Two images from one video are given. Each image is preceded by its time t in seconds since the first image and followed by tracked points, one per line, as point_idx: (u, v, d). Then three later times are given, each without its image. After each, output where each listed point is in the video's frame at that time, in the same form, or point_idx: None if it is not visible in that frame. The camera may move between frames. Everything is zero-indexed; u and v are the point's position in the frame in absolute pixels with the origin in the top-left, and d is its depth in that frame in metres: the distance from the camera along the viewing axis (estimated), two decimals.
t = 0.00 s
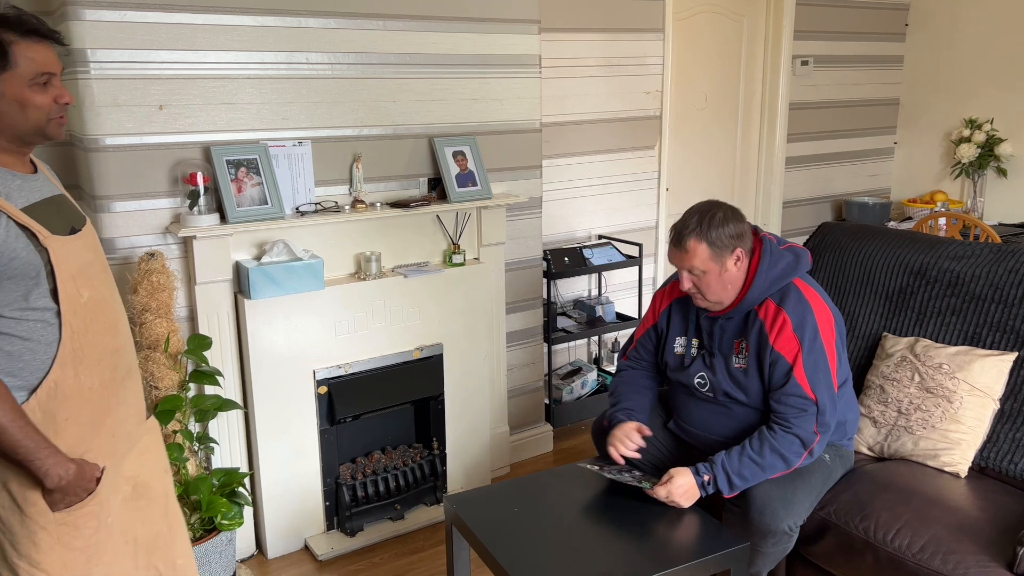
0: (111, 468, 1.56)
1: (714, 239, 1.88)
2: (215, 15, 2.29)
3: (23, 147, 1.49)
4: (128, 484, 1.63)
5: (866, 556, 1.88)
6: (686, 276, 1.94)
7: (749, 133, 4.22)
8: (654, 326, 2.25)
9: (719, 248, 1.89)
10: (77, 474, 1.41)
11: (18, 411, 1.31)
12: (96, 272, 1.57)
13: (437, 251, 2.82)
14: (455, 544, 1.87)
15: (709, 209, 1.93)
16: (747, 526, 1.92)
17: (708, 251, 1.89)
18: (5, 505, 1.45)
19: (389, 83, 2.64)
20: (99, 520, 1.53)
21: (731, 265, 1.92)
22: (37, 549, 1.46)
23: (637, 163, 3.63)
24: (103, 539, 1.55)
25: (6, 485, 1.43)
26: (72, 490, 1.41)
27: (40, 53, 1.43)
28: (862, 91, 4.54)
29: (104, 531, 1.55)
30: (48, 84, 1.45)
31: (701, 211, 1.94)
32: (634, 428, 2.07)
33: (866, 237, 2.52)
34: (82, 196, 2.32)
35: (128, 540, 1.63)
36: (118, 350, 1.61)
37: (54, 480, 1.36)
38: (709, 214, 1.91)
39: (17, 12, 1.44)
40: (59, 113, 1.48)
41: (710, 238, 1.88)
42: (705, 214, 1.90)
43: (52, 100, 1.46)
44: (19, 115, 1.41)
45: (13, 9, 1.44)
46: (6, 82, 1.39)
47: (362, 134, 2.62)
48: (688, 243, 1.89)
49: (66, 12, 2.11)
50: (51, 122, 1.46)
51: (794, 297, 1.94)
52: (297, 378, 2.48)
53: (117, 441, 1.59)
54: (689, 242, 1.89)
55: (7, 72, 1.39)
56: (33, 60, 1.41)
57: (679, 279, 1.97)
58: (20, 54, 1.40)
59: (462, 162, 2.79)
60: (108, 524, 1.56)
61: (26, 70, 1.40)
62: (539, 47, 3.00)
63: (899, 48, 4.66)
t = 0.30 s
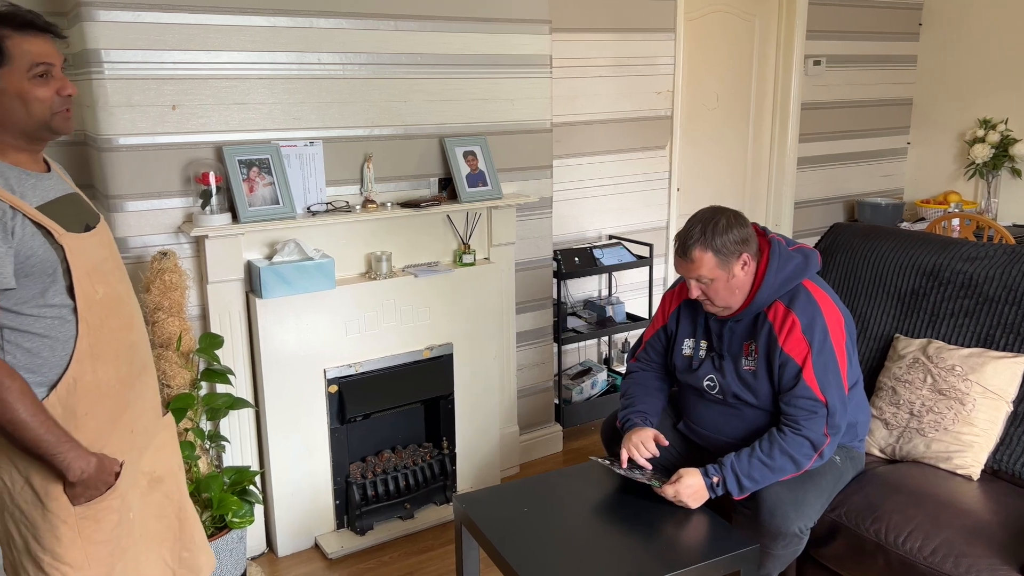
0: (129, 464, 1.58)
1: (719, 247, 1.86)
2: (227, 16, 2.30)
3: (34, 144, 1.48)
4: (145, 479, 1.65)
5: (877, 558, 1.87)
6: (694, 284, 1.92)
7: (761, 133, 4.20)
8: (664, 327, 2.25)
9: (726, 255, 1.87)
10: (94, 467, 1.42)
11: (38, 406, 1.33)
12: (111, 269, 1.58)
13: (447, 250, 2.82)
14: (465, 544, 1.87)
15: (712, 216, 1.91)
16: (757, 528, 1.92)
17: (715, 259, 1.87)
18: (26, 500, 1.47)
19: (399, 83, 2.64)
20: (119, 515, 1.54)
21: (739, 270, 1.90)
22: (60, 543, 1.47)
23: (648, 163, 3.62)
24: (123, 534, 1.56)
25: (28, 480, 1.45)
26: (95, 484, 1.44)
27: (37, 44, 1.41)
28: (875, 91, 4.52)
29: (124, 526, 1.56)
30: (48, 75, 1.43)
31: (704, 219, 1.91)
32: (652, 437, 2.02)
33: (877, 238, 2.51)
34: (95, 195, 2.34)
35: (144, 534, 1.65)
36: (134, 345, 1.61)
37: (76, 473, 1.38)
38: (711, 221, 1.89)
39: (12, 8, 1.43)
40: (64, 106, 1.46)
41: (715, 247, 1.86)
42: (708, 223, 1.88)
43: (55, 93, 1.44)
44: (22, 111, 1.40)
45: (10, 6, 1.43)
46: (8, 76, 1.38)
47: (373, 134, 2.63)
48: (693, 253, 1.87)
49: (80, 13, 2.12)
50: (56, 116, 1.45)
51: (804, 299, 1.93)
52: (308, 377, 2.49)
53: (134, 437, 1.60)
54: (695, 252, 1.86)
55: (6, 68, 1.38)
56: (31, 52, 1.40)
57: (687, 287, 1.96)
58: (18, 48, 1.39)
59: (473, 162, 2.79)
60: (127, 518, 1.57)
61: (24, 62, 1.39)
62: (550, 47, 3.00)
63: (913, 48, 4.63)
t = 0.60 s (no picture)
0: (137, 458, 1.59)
1: (728, 249, 1.86)
2: (239, 16, 2.31)
3: (47, 142, 1.49)
4: (153, 476, 1.66)
5: (887, 560, 1.86)
6: (703, 286, 1.91)
7: (771, 133, 4.18)
8: (672, 328, 2.24)
9: (734, 257, 1.87)
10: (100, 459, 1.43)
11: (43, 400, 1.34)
12: (122, 266, 1.59)
13: (456, 250, 2.82)
14: (473, 544, 1.87)
15: (721, 218, 1.90)
16: (766, 529, 1.91)
17: (723, 262, 1.86)
18: (34, 494, 1.48)
19: (409, 83, 2.65)
20: (126, 510, 1.56)
21: (748, 272, 1.90)
22: (66, 538, 1.48)
23: (657, 163, 3.61)
24: (129, 529, 1.57)
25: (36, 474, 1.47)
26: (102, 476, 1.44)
27: (49, 45, 1.42)
28: (887, 91, 4.49)
29: (130, 521, 1.58)
30: (60, 76, 1.44)
31: (713, 220, 1.91)
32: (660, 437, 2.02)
33: (888, 238, 2.49)
34: (107, 194, 2.36)
35: (150, 530, 1.67)
36: (144, 342, 1.62)
37: (83, 464, 1.39)
38: (719, 223, 1.88)
39: (25, 8, 1.44)
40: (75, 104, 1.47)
41: (724, 249, 1.85)
42: (717, 225, 1.87)
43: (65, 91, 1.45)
44: (33, 109, 1.41)
45: (21, 6, 1.44)
46: (18, 76, 1.39)
47: (383, 134, 2.64)
48: (702, 255, 1.86)
49: (92, 13, 2.14)
50: (67, 114, 1.45)
51: (813, 300, 1.92)
52: (317, 376, 2.50)
53: (143, 433, 1.61)
54: (704, 254, 1.86)
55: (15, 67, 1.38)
56: (42, 52, 1.41)
57: (696, 289, 1.95)
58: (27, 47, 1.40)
59: (482, 162, 2.79)
60: (134, 514, 1.58)
61: (35, 62, 1.40)
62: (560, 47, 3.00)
63: (925, 47, 4.60)
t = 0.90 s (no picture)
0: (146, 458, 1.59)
1: (739, 249, 1.85)
2: (248, 16, 2.32)
3: (63, 141, 1.50)
4: (159, 473, 1.66)
5: (896, 562, 1.86)
6: (713, 287, 1.91)
7: (780, 133, 4.17)
8: (680, 329, 2.24)
9: (745, 258, 1.86)
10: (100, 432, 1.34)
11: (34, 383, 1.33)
12: (133, 264, 1.58)
13: (464, 250, 2.83)
14: (480, 543, 1.87)
15: (732, 218, 1.90)
16: (774, 530, 1.90)
17: (734, 262, 1.86)
18: (43, 490, 1.49)
19: (418, 83, 2.65)
20: (135, 510, 1.56)
21: (758, 273, 1.89)
22: (75, 535, 1.49)
23: (665, 163, 3.61)
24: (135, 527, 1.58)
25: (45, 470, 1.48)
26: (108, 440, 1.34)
27: (60, 44, 1.43)
28: (896, 91, 4.47)
29: (138, 520, 1.58)
30: (71, 73, 1.44)
31: (723, 220, 1.90)
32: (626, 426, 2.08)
33: (898, 239, 2.48)
34: (117, 193, 2.37)
35: (153, 529, 1.67)
36: (155, 342, 1.61)
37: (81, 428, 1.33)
38: (730, 224, 1.88)
39: (38, 8, 1.45)
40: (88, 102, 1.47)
41: (735, 249, 1.85)
42: (728, 225, 1.87)
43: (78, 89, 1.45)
44: (46, 108, 1.42)
45: (33, 6, 1.46)
46: (30, 74, 1.40)
47: (391, 134, 2.64)
48: (713, 256, 1.85)
49: (103, 13, 2.15)
50: (80, 112, 1.45)
51: (823, 300, 1.92)
52: (325, 375, 2.51)
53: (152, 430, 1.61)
54: (715, 254, 1.85)
55: (28, 66, 1.39)
56: (54, 51, 1.42)
57: (705, 290, 1.94)
58: (40, 45, 1.41)
59: (490, 162, 2.79)
60: (142, 512, 1.59)
61: (46, 60, 1.41)
62: (568, 47, 3.00)
63: (935, 47, 4.58)
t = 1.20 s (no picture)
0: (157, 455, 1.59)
1: (748, 250, 1.85)
2: (256, 16, 2.33)
3: (68, 140, 1.51)
4: (172, 471, 1.66)
5: (904, 564, 1.85)
6: (722, 288, 1.90)
7: (788, 133, 4.16)
8: (687, 329, 2.24)
9: (754, 258, 1.86)
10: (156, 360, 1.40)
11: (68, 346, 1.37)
12: (140, 262, 1.58)
13: (471, 250, 2.83)
14: (487, 542, 1.87)
15: (742, 219, 1.89)
16: (781, 532, 1.90)
17: (743, 262, 1.85)
18: (52, 487, 1.50)
19: (425, 83, 2.66)
20: (146, 507, 1.57)
21: (767, 274, 1.89)
22: (84, 531, 1.50)
23: (673, 163, 3.60)
24: (147, 524, 1.58)
25: (54, 468, 1.49)
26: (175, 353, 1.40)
27: (60, 43, 1.43)
28: (905, 91, 4.45)
29: (151, 517, 1.59)
30: (73, 72, 1.44)
31: (733, 221, 1.90)
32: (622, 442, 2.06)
33: (906, 239, 2.47)
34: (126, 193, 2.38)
35: (168, 528, 1.67)
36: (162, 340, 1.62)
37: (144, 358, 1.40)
38: (740, 224, 1.87)
39: (38, 8, 1.45)
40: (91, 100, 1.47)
41: (745, 250, 1.85)
42: (738, 225, 1.86)
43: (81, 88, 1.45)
44: (49, 107, 1.42)
45: (37, 6, 1.46)
46: (32, 74, 1.40)
47: (398, 134, 2.65)
48: (722, 256, 1.85)
49: (112, 14, 2.16)
50: (83, 111, 1.46)
51: (830, 301, 1.91)
52: (332, 375, 2.51)
53: (161, 428, 1.61)
54: (724, 255, 1.84)
55: (29, 66, 1.40)
56: (55, 50, 1.42)
57: (713, 290, 1.94)
58: (42, 45, 1.41)
59: (496, 162, 2.80)
60: (155, 510, 1.60)
61: (47, 60, 1.41)
62: (575, 47, 3.00)
63: (944, 47, 4.55)
